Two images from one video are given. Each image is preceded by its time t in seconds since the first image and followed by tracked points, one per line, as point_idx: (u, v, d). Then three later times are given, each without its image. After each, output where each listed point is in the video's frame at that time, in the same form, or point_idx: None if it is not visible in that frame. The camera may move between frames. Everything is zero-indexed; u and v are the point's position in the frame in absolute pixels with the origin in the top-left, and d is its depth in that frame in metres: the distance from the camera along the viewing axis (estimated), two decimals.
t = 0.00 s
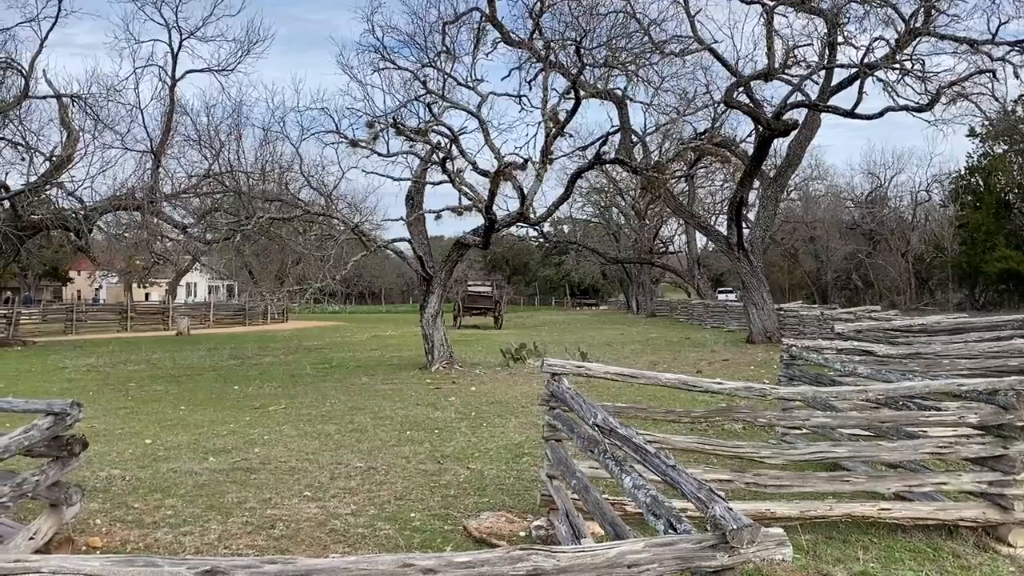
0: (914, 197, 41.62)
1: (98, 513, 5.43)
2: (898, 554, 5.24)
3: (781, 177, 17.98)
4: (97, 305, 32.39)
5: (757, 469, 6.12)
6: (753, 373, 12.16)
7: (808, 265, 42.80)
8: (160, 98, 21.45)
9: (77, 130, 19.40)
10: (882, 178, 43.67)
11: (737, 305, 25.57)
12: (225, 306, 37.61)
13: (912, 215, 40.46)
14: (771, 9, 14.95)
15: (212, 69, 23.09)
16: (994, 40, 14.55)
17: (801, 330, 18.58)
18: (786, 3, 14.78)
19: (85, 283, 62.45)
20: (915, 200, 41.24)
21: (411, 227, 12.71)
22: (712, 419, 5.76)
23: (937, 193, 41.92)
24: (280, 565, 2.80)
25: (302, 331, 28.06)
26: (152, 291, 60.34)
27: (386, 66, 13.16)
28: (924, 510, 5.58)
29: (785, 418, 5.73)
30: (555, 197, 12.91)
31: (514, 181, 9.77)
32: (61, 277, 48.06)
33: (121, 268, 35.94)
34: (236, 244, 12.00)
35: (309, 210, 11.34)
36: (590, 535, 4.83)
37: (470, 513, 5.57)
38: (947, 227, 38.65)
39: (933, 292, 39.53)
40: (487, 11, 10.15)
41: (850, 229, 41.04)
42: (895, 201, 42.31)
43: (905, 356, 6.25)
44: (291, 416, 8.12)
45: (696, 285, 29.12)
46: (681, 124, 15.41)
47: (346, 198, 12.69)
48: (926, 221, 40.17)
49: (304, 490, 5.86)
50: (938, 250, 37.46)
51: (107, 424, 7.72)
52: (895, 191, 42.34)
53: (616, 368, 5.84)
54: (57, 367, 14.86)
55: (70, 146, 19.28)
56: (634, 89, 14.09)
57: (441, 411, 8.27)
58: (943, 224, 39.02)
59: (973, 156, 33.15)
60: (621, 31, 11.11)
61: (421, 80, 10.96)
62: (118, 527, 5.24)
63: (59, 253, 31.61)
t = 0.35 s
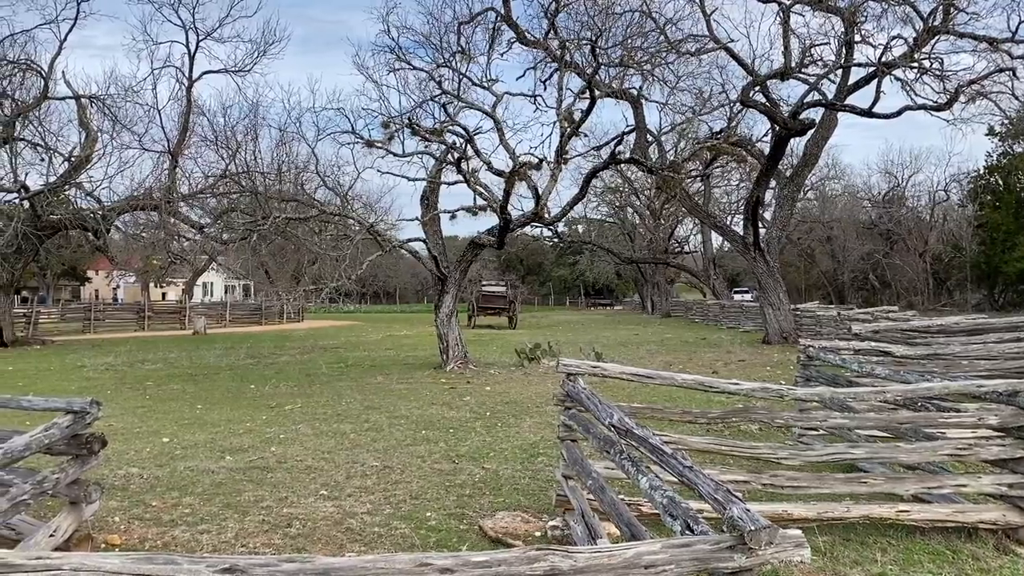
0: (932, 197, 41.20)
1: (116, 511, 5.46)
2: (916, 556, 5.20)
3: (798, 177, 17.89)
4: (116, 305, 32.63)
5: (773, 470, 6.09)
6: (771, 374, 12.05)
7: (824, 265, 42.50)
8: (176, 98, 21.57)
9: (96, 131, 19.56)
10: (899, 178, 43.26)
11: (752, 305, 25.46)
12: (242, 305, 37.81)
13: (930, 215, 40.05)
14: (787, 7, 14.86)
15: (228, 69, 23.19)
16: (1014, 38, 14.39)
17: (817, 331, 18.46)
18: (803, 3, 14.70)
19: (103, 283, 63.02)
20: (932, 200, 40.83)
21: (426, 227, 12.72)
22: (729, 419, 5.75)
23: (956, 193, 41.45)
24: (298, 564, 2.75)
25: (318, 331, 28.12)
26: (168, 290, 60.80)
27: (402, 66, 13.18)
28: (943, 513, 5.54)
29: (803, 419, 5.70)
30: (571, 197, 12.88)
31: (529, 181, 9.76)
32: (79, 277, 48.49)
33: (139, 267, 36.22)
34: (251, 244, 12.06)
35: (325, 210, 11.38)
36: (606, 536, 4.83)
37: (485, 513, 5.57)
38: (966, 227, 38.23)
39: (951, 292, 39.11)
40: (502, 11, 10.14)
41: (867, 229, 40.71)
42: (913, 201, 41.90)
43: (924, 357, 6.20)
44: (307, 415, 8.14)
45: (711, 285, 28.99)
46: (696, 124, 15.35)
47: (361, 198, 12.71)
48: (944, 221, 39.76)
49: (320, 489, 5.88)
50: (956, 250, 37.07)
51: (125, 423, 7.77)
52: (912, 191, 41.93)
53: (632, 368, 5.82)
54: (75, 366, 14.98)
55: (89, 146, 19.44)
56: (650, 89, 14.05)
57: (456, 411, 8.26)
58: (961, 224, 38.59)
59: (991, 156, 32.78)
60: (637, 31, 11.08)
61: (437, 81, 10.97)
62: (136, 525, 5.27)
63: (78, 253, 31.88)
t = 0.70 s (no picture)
0: (957, 197, 40.62)
1: (140, 508, 5.50)
2: (942, 560, 5.13)
3: (821, 176, 17.77)
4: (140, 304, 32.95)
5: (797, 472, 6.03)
6: (796, 375, 11.94)
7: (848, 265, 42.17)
8: (200, 99, 21.76)
9: (120, 132, 19.79)
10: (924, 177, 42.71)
11: (775, 306, 25.30)
12: (265, 305, 38.08)
13: (955, 214, 39.50)
14: (810, 6, 14.76)
15: (251, 71, 23.36)
16: None
17: (840, 332, 18.28)
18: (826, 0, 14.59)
19: (128, 283, 63.81)
20: (958, 199, 40.26)
21: (446, 227, 12.75)
22: (752, 421, 5.72)
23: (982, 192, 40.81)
24: (323, 563, 2.74)
25: (339, 331, 28.26)
26: (191, 290, 61.53)
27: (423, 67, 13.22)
28: (970, 516, 5.46)
29: (826, 420, 5.64)
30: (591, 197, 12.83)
31: (550, 180, 9.75)
32: (104, 276, 49.15)
33: (164, 267, 36.59)
34: (272, 244, 12.14)
35: (346, 210, 11.44)
36: (628, 537, 4.81)
37: (507, 513, 5.57)
38: (992, 227, 37.65)
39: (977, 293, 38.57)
40: (523, 11, 10.14)
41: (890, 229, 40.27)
42: (937, 200, 41.35)
43: (949, 358, 6.12)
44: (328, 414, 8.16)
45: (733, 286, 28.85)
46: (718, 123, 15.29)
47: (382, 198, 12.76)
48: (970, 221, 39.19)
49: (342, 488, 5.90)
50: (982, 251, 36.54)
51: (151, 420, 7.85)
52: (937, 190, 41.38)
53: (653, 369, 5.79)
54: (100, 365, 15.16)
55: (113, 147, 19.67)
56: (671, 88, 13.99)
57: (476, 410, 8.27)
58: (987, 223, 38.02)
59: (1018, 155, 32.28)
60: (658, 30, 11.04)
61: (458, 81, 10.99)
62: (160, 522, 5.30)
63: (104, 252, 32.27)
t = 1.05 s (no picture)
0: (989, 197, 39.89)
1: (169, 505, 5.56)
2: (975, 565, 5.06)
3: (848, 176, 17.63)
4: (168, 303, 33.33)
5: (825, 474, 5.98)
6: (826, 377, 11.78)
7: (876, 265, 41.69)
8: (227, 101, 21.96)
9: (149, 133, 20.03)
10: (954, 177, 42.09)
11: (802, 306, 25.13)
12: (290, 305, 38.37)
13: (986, 215, 38.86)
14: (838, 4, 14.61)
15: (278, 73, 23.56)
16: None
17: (868, 333, 18.08)
18: None
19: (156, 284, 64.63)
20: (989, 199, 39.56)
21: (470, 227, 12.77)
22: (780, 423, 5.70)
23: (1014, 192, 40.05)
24: (350, 562, 2.78)
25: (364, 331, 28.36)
26: (219, 289, 62.26)
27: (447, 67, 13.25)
28: (1002, 521, 5.37)
29: (855, 423, 5.58)
30: (616, 197, 12.79)
31: (574, 180, 9.73)
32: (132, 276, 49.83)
33: (191, 267, 36.99)
34: (297, 244, 12.24)
35: (371, 211, 11.50)
36: (655, 540, 4.78)
37: (532, 514, 5.56)
38: None
39: (1009, 295, 37.90)
40: (549, 11, 10.13)
41: (919, 229, 39.69)
42: (968, 200, 40.68)
43: (981, 360, 6.05)
44: (353, 413, 8.20)
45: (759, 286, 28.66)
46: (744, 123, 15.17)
47: (407, 199, 12.80)
48: (1002, 221, 38.51)
49: (368, 487, 5.92)
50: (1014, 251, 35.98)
51: (180, 419, 7.93)
52: (967, 190, 40.72)
53: (680, 370, 5.76)
54: (129, 363, 15.38)
55: (142, 148, 19.93)
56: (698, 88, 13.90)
57: (500, 411, 8.27)
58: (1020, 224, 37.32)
59: None
60: (684, 28, 11.00)
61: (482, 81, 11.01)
62: (189, 519, 5.35)
63: (135, 253, 32.70)
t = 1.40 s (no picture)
0: None
1: (204, 503, 5.62)
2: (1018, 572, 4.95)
3: (884, 176, 17.41)
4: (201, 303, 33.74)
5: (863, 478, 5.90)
6: (862, 380, 11.58)
7: (913, 266, 41.08)
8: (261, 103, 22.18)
9: (184, 135, 20.32)
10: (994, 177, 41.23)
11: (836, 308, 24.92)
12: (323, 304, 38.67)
13: None
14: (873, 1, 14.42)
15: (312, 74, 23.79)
16: None
17: (905, 336, 17.83)
18: None
19: (191, 284, 65.45)
20: None
21: (501, 228, 12.78)
22: (816, 426, 5.63)
23: None
24: (386, 562, 2.77)
25: (395, 330, 28.49)
26: (252, 289, 63.02)
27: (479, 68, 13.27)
28: None
29: (893, 427, 5.49)
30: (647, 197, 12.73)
31: (606, 180, 9.70)
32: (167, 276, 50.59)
33: (225, 267, 37.44)
34: (329, 245, 12.33)
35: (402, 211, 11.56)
36: (688, 542, 4.75)
37: (564, 515, 5.54)
38: None
39: None
40: (580, 11, 10.11)
41: (957, 230, 38.96)
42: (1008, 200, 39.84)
43: None
44: (385, 413, 8.23)
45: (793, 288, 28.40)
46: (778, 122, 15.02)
47: (438, 199, 12.84)
48: None
49: (400, 487, 5.93)
50: None
51: (214, 417, 8.01)
52: (1007, 190, 39.88)
53: (714, 372, 5.72)
54: (165, 361, 15.61)
55: (178, 150, 20.23)
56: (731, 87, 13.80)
57: (532, 412, 8.25)
58: None
59: None
60: (717, 28, 10.94)
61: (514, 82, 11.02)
62: (224, 517, 5.41)
63: (172, 253, 33.20)
